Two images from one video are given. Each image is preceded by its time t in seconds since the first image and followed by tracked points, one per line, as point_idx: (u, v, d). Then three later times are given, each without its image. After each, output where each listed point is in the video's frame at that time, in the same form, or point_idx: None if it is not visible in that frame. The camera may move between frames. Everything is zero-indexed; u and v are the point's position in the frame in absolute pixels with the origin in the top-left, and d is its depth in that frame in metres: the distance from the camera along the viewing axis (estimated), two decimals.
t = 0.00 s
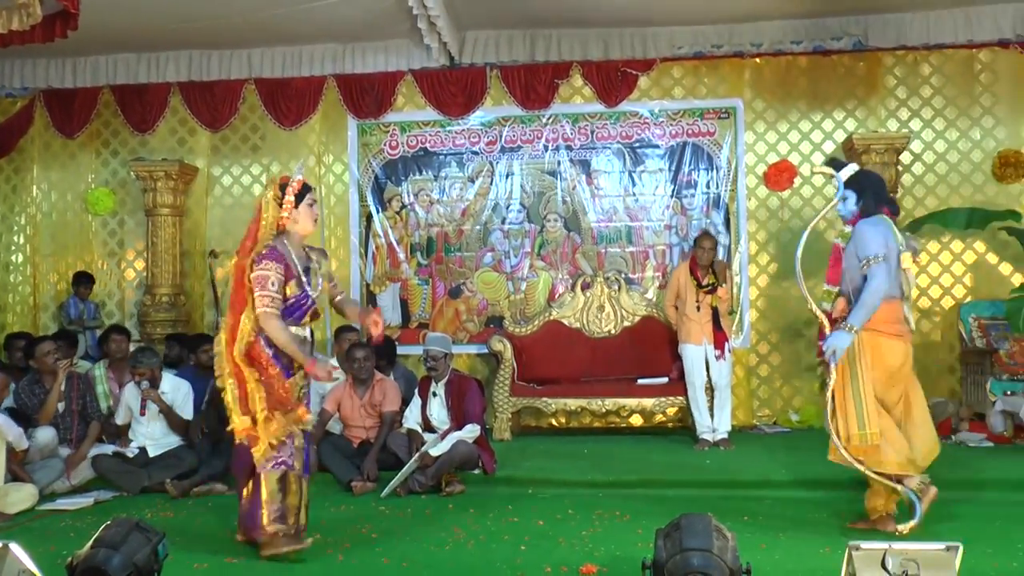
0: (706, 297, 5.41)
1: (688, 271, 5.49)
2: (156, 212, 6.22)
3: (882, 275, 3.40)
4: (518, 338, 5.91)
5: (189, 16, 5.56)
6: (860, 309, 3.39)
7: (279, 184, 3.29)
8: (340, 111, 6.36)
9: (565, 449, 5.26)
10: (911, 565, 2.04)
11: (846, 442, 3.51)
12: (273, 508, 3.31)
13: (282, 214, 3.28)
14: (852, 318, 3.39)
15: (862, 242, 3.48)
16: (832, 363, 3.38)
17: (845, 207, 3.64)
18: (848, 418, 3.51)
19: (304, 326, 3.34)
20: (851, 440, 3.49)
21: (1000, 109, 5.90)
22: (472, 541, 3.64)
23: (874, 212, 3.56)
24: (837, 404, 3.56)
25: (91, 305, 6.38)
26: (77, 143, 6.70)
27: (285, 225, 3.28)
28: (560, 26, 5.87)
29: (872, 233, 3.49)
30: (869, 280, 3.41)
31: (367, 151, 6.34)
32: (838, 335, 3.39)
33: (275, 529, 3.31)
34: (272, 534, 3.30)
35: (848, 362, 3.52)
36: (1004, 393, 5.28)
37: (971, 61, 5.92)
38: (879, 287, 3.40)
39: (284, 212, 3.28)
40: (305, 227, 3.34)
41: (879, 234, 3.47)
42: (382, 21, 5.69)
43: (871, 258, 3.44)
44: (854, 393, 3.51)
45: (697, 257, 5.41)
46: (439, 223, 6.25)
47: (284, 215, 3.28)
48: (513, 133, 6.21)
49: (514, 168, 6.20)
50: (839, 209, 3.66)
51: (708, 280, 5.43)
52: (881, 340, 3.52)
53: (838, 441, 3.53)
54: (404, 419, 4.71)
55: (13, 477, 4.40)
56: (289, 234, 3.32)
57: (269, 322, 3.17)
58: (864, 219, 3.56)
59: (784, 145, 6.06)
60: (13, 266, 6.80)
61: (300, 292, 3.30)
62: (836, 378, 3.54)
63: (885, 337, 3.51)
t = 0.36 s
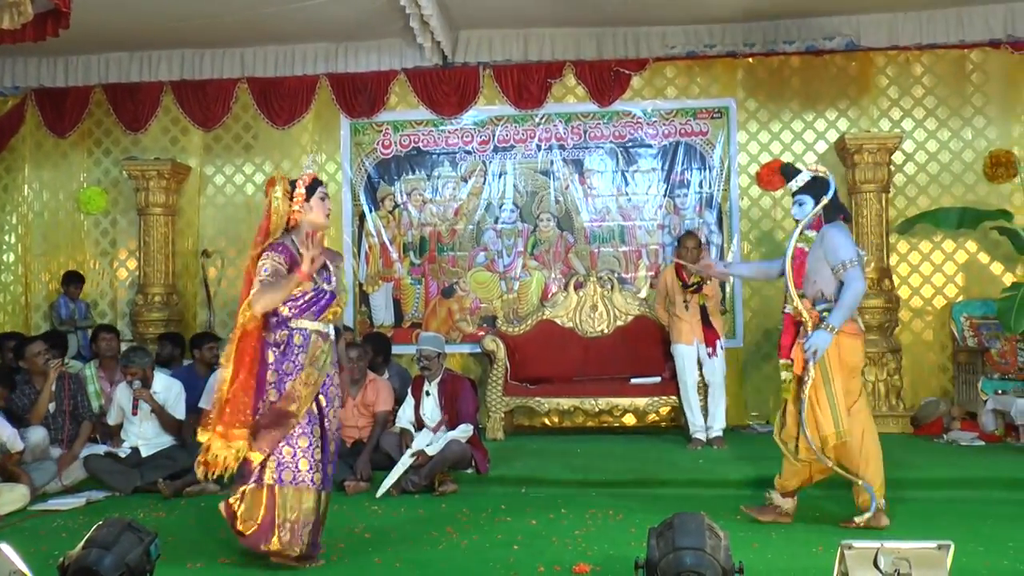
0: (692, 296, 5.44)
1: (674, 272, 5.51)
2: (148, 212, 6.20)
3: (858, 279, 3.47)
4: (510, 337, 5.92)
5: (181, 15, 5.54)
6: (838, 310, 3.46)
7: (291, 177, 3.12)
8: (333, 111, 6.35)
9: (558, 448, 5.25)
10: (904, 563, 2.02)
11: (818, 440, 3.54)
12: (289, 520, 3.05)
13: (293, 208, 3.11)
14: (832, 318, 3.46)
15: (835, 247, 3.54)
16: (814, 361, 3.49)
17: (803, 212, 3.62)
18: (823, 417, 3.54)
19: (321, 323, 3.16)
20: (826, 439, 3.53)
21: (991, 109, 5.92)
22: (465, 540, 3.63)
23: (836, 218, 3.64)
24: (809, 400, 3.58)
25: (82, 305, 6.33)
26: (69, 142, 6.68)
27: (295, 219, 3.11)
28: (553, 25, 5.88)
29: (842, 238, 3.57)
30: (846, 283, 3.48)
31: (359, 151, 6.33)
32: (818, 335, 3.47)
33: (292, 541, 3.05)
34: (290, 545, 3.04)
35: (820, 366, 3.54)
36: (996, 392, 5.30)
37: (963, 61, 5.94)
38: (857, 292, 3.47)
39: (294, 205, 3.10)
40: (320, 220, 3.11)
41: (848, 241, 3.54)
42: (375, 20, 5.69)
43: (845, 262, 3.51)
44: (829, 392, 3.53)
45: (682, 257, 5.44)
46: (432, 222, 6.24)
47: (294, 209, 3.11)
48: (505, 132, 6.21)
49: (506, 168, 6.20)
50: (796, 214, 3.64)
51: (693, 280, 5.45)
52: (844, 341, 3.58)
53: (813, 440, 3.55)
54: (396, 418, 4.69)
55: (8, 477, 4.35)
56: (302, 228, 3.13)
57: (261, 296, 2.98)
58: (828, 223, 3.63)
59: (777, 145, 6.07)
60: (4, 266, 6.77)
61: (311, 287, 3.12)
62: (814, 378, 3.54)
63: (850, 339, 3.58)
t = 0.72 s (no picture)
0: (686, 296, 5.42)
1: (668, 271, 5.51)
2: (143, 211, 6.19)
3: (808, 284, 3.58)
4: (505, 336, 5.91)
5: (176, 14, 5.54)
6: (791, 314, 3.57)
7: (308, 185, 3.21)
8: (328, 110, 6.38)
9: (552, 447, 5.26)
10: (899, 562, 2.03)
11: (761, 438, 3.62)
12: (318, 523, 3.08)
13: (312, 214, 3.19)
14: (786, 323, 3.56)
15: (787, 251, 3.60)
16: (767, 365, 3.57)
17: (752, 212, 3.73)
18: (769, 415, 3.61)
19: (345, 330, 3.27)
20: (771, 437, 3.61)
21: (986, 109, 5.94)
22: (460, 540, 3.63)
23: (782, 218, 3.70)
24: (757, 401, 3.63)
25: (76, 305, 6.30)
26: (63, 141, 6.67)
27: (315, 225, 3.19)
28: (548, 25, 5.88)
29: (792, 242, 3.64)
30: (798, 288, 3.57)
31: (355, 150, 6.33)
32: (772, 340, 3.56)
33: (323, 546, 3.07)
34: (318, 552, 3.06)
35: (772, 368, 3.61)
36: (990, 391, 5.31)
37: (957, 61, 5.95)
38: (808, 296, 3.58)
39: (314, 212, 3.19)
40: (336, 226, 3.23)
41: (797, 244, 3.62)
42: (370, 19, 5.69)
43: (797, 266, 3.59)
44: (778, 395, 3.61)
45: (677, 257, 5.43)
46: (427, 221, 6.24)
47: (313, 215, 3.19)
48: (500, 132, 6.22)
49: (502, 167, 6.20)
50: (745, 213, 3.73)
51: (687, 279, 5.43)
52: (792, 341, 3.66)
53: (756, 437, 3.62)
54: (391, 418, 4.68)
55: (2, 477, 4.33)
56: (318, 234, 3.22)
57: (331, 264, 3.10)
58: (777, 225, 3.68)
59: (771, 145, 6.08)
60: None
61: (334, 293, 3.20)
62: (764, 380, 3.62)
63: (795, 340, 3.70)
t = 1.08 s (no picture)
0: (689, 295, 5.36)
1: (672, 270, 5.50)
2: (142, 210, 6.18)
3: (780, 287, 3.62)
4: (504, 335, 5.95)
5: (174, 13, 5.54)
6: (767, 312, 3.58)
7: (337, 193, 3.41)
8: (327, 109, 6.39)
9: (552, 446, 5.26)
10: (897, 561, 2.03)
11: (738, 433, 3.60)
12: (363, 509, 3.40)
13: (342, 220, 3.40)
14: (761, 321, 3.58)
15: (761, 253, 3.63)
16: (741, 362, 3.59)
17: (715, 211, 3.70)
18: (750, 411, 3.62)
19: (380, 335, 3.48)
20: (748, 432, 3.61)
21: (985, 109, 5.94)
22: (459, 538, 3.63)
23: (748, 217, 3.71)
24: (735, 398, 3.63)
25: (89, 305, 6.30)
26: (62, 139, 6.66)
27: (346, 231, 3.41)
28: (547, 24, 5.88)
29: (764, 243, 3.66)
30: (771, 290, 3.60)
31: (354, 149, 6.33)
32: (748, 337, 3.59)
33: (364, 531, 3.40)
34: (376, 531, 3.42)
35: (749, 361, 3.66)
36: (989, 390, 5.31)
37: (956, 61, 5.95)
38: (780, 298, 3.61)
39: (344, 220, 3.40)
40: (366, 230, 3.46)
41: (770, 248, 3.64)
42: (370, 18, 5.69)
43: (770, 269, 3.62)
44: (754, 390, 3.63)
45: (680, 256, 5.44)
46: (426, 220, 6.24)
47: (344, 220, 3.41)
48: (500, 130, 6.22)
49: (501, 166, 6.20)
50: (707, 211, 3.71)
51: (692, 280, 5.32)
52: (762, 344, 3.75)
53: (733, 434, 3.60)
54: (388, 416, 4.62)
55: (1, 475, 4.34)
56: (349, 240, 3.44)
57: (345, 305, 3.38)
58: (748, 225, 3.68)
59: (771, 144, 6.07)
60: None
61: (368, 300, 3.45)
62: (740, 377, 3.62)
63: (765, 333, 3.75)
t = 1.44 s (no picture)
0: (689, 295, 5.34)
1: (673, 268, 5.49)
2: (138, 208, 6.17)
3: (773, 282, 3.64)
4: (501, 334, 5.96)
5: (170, 11, 5.53)
6: (765, 305, 3.60)
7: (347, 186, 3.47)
8: (323, 107, 6.35)
9: (548, 445, 5.25)
10: (892, 560, 2.03)
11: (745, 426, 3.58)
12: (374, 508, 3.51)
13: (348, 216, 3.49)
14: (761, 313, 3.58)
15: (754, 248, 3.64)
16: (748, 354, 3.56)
17: (700, 207, 3.70)
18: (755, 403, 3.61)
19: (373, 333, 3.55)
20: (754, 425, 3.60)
21: (980, 108, 5.95)
22: (455, 538, 3.63)
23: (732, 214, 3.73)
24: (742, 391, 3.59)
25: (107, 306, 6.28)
26: (58, 137, 6.64)
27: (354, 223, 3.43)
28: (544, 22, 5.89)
29: (753, 239, 3.68)
30: (766, 285, 3.61)
31: (350, 147, 6.31)
32: (751, 330, 3.57)
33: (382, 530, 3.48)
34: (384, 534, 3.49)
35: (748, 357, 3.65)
36: (984, 390, 5.33)
37: (951, 60, 5.96)
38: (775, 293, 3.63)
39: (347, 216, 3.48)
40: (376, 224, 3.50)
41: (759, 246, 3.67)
42: (366, 16, 5.69)
43: (762, 264, 3.64)
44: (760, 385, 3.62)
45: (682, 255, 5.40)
46: (422, 219, 6.24)
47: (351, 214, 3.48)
48: (497, 129, 6.21)
49: (497, 165, 6.19)
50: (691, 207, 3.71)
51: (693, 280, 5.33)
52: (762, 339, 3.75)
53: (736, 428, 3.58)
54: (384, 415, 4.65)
55: None
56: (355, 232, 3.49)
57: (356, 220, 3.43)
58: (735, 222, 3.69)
59: (767, 143, 6.08)
60: None
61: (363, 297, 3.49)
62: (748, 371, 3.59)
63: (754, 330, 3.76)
